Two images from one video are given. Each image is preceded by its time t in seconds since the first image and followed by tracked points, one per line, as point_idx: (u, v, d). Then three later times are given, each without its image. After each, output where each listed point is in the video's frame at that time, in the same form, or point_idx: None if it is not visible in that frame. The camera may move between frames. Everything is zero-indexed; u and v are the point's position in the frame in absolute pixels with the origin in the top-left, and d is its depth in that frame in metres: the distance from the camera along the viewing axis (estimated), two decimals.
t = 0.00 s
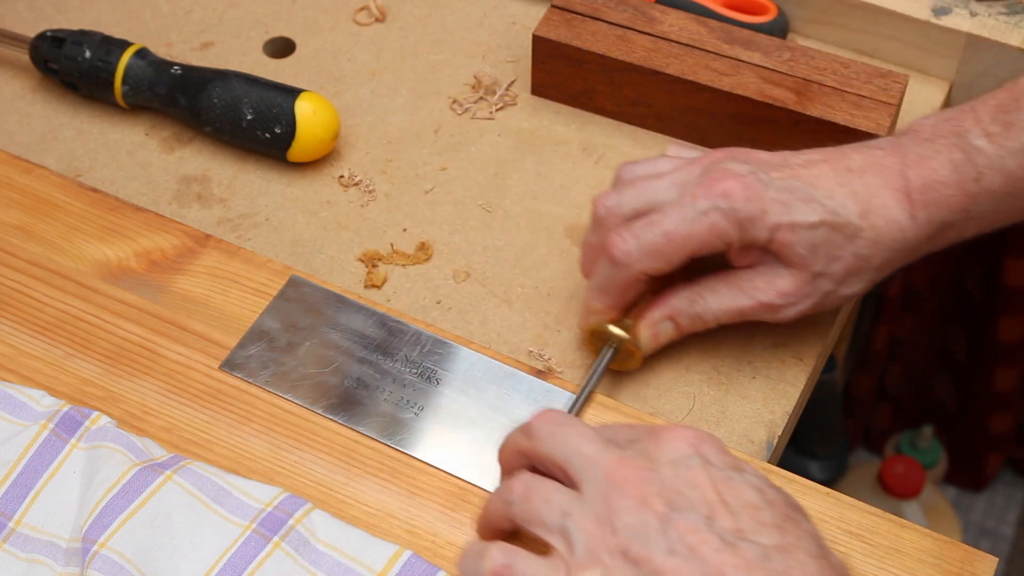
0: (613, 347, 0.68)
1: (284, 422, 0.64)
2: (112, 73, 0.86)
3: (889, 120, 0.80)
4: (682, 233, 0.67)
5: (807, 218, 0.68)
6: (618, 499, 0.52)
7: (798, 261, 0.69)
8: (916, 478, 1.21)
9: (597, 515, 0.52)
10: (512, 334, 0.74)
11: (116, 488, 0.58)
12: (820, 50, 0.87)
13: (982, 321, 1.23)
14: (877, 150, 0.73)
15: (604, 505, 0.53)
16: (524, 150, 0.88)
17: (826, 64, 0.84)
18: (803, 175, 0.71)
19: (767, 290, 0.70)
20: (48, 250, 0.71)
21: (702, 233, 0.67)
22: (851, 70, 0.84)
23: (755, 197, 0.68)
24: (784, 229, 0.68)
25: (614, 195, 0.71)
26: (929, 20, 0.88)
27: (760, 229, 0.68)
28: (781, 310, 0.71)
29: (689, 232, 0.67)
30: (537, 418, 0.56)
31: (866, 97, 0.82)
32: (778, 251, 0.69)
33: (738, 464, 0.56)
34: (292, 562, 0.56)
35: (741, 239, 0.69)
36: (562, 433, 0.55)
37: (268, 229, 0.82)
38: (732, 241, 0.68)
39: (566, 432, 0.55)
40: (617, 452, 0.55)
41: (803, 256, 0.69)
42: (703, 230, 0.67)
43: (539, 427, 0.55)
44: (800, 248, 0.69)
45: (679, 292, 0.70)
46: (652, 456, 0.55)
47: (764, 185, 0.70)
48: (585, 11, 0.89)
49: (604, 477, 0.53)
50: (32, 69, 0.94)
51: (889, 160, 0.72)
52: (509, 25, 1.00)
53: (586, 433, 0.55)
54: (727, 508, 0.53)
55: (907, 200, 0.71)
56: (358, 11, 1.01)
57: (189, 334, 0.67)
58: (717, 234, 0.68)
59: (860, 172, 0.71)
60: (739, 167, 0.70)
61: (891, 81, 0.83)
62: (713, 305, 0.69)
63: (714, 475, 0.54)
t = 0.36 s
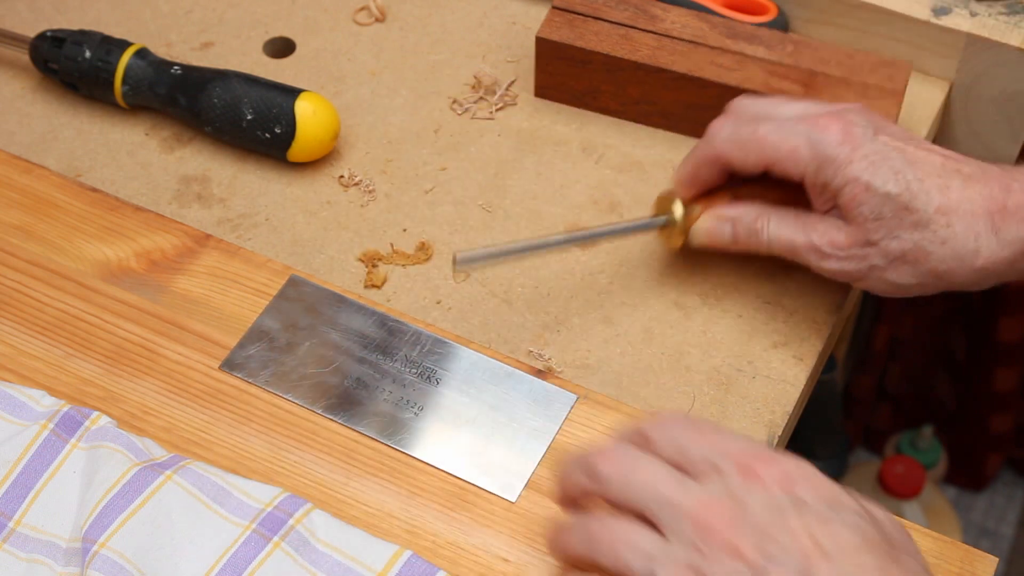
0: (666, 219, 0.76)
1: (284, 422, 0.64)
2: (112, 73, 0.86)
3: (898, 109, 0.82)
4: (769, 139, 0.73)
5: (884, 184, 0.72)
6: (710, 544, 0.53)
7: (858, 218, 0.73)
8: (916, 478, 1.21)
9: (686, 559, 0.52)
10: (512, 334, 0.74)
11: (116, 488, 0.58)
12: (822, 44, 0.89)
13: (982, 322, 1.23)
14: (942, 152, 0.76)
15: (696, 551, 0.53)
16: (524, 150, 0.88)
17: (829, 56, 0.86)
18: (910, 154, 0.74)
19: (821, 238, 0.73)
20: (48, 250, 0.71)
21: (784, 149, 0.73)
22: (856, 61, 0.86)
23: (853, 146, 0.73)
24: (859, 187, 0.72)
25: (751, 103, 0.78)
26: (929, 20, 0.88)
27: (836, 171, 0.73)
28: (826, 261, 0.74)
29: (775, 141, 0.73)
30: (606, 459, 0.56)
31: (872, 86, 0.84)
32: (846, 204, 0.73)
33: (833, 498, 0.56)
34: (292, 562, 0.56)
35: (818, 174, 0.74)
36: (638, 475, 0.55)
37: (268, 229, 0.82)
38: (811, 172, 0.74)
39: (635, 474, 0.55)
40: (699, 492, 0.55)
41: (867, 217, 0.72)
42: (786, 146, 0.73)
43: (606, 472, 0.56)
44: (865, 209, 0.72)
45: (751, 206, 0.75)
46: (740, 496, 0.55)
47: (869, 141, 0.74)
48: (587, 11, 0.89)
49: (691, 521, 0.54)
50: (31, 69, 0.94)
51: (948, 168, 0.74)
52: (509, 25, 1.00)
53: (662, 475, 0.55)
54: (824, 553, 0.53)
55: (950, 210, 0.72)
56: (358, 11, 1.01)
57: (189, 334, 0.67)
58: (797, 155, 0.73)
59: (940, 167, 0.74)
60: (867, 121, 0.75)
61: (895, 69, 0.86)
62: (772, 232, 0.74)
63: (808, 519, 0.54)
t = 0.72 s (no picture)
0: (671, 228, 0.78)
1: (284, 422, 0.64)
2: (112, 73, 0.86)
3: (900, 101, 0.82)
4: (757, 161, 0.73)
5: (854, 223, 0.68)
6: None
7: (829, 255, 0.70)
8: (916, 478, 1.21)
9: None
10: (512, 334, 0.74)
11: (116, 488, 0.58)
12: (823, 36, 0.89)
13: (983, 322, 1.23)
14: (927, 191, 0.70)
15: None
16: (524, 150, 0.88)
17: (831, 49, 0.86)
18: (891, 190, 0.69)
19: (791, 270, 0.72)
20: (48, 250, 0.71)
21: (767, 171, 0.72)
22: (857, 54, 0.85)
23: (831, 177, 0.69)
24: (829, 222, 0.69)
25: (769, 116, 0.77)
26: (929, 20, 0.88)
27: (811, 201, 0.70)
28: (796, 293, 0.72)
29: (762, 163, 0.72)
30: (688, 540, 0.55)
31: (874, 79, 0.83)
32: (817, 237, 0.70)
33: None
34: (293, 562, 0.56)
35: (796, 202, 0.71)
36: (717, 559, 0.54)
37: (268, 229, 0.82)
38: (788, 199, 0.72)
39: (717, 556, 0.54)
40: None
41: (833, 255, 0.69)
42: (768, 169, 0.72)
43: (690, 551, 0.55)
44: (834, 246, 0.69)
45: (750, 230, 0.76)
46: None
47: (853, 172, 0.70)
48: (588, 11, 0.89)
49: None
50: (32, 70, 0.94)
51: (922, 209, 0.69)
52: (509, 25, 1.00)
53: (744, 557, 0.54)
54: None
55: (914, 258, 0.68)
56: (358, 11, 1.01)
57: (189, 334, 0.67)
58: (778, 182, 0.72)
59: (917, 210, 0.69)
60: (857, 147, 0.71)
61: (898, 62, 0.85)
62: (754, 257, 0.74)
63: None
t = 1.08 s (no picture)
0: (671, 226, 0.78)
1: (284, 422, 0.64)
2: (112, 73, 0.86)
3: (901, 101, 0.82)
4: (710, 330, 0.63)
5: (835, 397, 0.60)
6: None
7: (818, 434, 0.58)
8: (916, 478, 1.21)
9: None
10: (512, 333, 0.75)
11: (116, 488, 0.58)
12: (823, 36, 0.89)
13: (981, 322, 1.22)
14: (907, 332, 0.62)
15: None
16: (524, 150, 0.88)
17: (831, 49, 0.86)
18: (868, 336, 0.62)
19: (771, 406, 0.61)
20: (48, 250, 0.71)
21: (713, 336, 0.63)
22: (857, 54, 0.85)
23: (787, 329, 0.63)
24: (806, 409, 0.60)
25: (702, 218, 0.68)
26: (929, 20, 0.88)
27: (768, 377, 0.62)
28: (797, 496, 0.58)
29: (711, 332, 0.63)
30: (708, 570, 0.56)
31: (874, 79, 0.83)
32: (795, 416, 0.60)
33: None
34: (293, 562, 0.56)
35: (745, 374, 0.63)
36: None
37: (268, 229, 0.82)
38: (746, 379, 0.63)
39: None
40: None
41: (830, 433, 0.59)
42: (721, 344, 0.63)
43: None
44: (826, 420, 0.59)
45: (704, 419, 0.59)
46: None
47: (812, 341, 0.62)
48: (588, 11, 0.89)
49: None
50: (32, 70, 0.94)
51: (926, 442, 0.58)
52: (509, 25, 1.00)
53: None
54: None
55: (928, 414, 0.58)
56: (358, 11, 1.01)
57: (189, 334, 0.67)
58: (723, 354, 0.63)
59: (904, 359, 0.60)
60: (810, 310, 0.63)
61: (898, 62, 0.85)
62: (726, 450, 0.57)
63: None
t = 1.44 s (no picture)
0: (671, 227, 0.78)
1: (284, 422, 0.64)
2: (112, 73, 0.86)
3: (901, 101, 0.81)
4: (628, 417, 0.61)
5: (762, 478, 0.58)
6: None
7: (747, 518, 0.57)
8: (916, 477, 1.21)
9: None
10: (512, 333, 0.75)
11: (116, 488, 0.58)
12: (823, 36, 0.89)
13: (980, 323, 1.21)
14: (828, 411, 0.60)
15: None
16: (524, 150, 0.88)
17: (831, 49, 0.86)
18: (790, 422, 0.60)
19: (701, 489, 0.59)
20: (48, 250, 0.71)
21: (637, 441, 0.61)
22: (857, 54, 0.85)
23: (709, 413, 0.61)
24: (729, 484, 0.58)
25: (632, 311, 0.67)
26: (929, 20, 0.88)
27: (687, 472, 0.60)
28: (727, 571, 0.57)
29: (631, 418, 0.61)
30: None
31: (874, 79, 0.83)
32: (720, 501, 0.58)
33: None
34: (293, 562, 0.56)
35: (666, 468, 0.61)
36: None
37: (268, 229, 0.82)
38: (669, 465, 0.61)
39: None
40: None
41: (755, 515, 0.57)
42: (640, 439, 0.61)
43: None
44: (750, 505, 0.58)
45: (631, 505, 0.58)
46: None
47: (734, 426, 0.60)
48: (588, 11, 0.89)
49: None
50: (32, 69, 0.94)
51: (849, 517, 0.57)
52: (509, 25, 1.00)
53: None
54: None
55: (852, 493, 0.57)
56: (358, 11, 1.01)
57: (189, 334, 0.67)
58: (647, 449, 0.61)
59: (824, 436, 0.59)
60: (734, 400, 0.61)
61: (898, 62, 0.85)
62: (660, 535, 0.56)
63: None
